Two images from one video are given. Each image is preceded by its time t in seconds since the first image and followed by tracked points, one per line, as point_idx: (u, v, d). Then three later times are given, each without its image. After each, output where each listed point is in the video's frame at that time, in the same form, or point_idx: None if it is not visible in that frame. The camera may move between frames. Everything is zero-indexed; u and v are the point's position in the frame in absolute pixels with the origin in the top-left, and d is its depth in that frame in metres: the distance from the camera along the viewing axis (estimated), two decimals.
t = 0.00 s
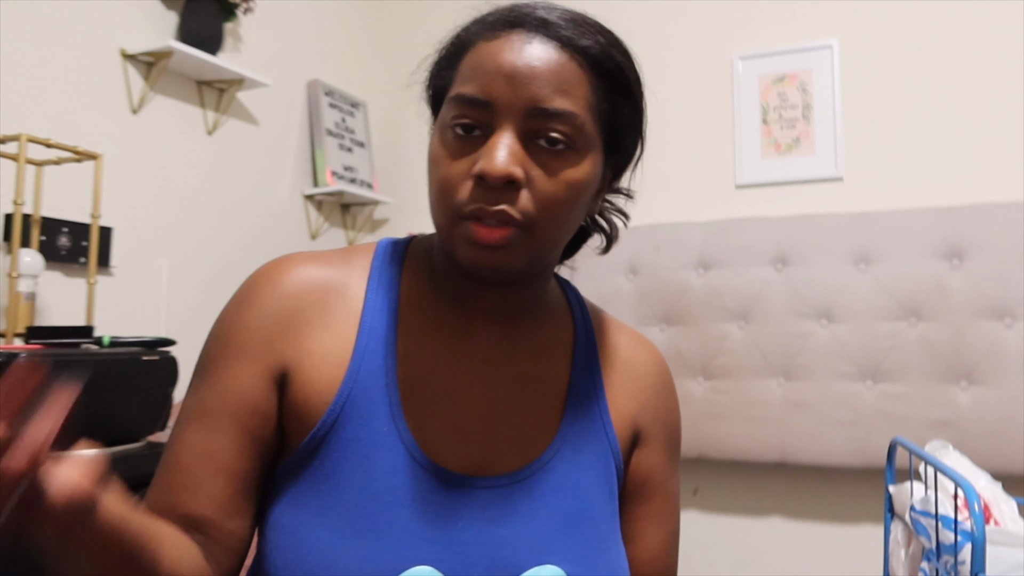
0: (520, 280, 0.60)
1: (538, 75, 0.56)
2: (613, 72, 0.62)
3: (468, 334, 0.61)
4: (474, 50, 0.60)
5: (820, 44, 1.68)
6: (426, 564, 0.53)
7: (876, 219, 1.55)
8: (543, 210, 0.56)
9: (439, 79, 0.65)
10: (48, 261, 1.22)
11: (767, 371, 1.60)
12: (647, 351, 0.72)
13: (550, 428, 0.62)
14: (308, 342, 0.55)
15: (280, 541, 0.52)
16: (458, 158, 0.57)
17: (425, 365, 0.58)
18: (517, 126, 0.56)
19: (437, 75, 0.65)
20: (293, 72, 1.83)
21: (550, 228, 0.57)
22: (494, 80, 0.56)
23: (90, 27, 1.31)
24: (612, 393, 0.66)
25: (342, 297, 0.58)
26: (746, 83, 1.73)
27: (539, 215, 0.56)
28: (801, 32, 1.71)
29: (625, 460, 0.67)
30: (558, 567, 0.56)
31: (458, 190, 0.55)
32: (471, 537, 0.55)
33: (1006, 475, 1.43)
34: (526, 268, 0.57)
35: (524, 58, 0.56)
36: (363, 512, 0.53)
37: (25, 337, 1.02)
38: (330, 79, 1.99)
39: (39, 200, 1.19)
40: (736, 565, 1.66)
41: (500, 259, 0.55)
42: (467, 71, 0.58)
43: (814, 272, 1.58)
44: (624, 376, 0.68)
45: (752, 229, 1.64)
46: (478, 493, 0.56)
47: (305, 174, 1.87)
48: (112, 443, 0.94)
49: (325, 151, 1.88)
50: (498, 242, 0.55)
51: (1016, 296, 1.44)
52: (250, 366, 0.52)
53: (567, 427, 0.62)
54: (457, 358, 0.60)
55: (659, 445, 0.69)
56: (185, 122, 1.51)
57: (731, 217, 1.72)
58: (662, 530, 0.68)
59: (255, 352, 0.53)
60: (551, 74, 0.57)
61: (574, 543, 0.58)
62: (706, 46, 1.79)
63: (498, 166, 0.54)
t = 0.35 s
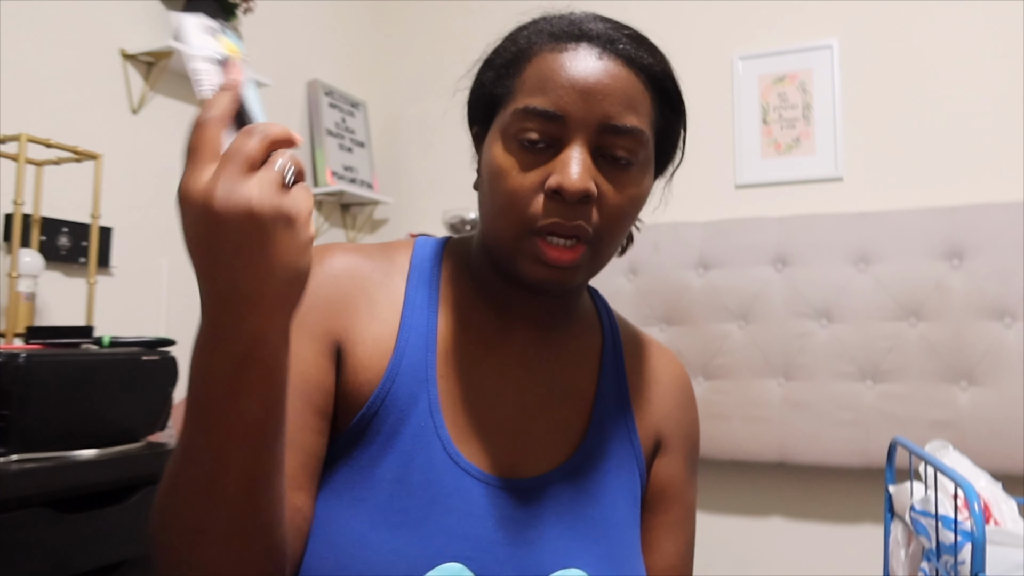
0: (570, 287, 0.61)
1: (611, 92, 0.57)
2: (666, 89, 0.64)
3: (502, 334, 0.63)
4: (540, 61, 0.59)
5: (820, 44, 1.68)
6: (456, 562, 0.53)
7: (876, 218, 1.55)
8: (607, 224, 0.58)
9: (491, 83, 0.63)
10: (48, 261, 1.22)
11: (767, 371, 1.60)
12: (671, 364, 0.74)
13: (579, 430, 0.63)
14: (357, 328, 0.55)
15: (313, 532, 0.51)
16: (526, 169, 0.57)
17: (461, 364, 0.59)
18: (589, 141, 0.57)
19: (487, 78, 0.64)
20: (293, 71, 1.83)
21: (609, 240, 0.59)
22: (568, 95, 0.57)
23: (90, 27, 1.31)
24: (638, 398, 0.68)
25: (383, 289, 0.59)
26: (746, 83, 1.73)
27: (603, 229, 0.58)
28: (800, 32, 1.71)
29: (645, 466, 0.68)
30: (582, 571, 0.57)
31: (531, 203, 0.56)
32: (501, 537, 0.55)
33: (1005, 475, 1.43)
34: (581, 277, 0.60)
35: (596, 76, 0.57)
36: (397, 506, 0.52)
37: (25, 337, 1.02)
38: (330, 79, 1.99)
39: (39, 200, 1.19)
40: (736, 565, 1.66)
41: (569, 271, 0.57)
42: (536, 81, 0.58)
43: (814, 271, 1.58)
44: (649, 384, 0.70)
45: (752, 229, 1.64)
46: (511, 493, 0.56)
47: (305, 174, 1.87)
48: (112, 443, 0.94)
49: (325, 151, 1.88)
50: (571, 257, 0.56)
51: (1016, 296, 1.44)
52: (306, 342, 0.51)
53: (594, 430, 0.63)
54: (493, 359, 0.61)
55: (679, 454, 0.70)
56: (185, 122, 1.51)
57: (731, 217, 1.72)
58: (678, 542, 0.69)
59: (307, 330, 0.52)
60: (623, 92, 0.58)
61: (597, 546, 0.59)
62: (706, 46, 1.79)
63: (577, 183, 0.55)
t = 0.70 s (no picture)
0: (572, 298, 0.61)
1: (629, 119, 0.55)
2: (677, 106, 0.62)
3: (502, 335, 0.63)
4: (556, 79, 0.56)
5: (820, 44, 1.68)
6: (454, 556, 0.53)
7: (877, 218, 1.55)
8: (616, 247, 0.58)
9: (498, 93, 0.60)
10: (48, 261, 1.22)
11: (767, 371, 1.60)
12: (672, 359, 0.72)
13: (577, 425, 0.63)
14: (348, 337, 0.57)
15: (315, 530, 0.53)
16: (537, 195, 0.55)
17: (455, 363, 0.60)
18: (604, 169, 0.55)
19: (496, 86, 0.60)
20: (293, 71, 1.83)
21: (616, 260, 0.59)
22: (585, 120, 0.54)
23: (90, 27, 1.31)
24: (637, 393, 0.67)
25: (378, 293, 0.60)
26: (746, 83, 1.73)
27: (611, 252, 0.58)
28: (800, 32, 1.71)
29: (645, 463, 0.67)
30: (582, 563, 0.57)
31: (541, 231, 0.55)
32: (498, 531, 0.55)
33: (1006, 475, 1.43)
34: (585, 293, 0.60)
35: (615, 102, 0.54)
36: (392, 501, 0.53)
37: (25, 337, 1.02)
38: (330, 79, 1.99)
39: (39, 200, 1.19)
40: (736, 565, 1.66)
41: (574, 292, 0.58)
42: (551, 103, 0.55)
43: (814, 272, 1.58)
44: (647, 379, 0.69)
45: (752, 229, 1.64)
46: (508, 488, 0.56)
47: (305, 174, 1.87)
48: (112, 442, 0.95)
49: (325, 152, 1.88)
50: (576, 280, 0.57)
51: (1017, 296, 1.44)
52: (297, 362, 0.55)
53: (591, 426, 0.63)
54: (487, 357, 0.62)
55: (681, 450, 0.69)
56: (185, 122, 1.51)
57: (731, 217, 1.72)
58: (684, 539, 0.67)
59: (297, 352, 0.55)
60: (641, 117, 0.56)
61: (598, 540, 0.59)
62: (706, 46, 1.79)
63: (588, 216, 0.54)
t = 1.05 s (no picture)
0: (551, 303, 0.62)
1: (609, 141, 0.54)
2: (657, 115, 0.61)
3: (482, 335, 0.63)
4: (538, 100, 0.54)
5: (820, 44, 1.68)
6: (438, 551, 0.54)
7: (877, 218, 1.55)
8: (594, 259, 0.59)
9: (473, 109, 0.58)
10: (48, 261, 1.22)
11: (767, 371, 1.60)
12: (649, 349, 0.72)
13: (556, 422, 0.63)
14: (331, 340, 0.56)
15: (296, 530, 0.53)
16: (518, 216, 0.55)
17: (433, 362, 0.60)
18: (582, 189, 0.56)
19: (471, 103, 0.58)
20: (293, 71, 1.83)
21: (594, 270, 0.60)
22: (565, 145, 0.54)
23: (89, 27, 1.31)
24: (616, 388, 0.67)
25: (358, 294, 0.59)
26: (746, 83, 1.74)
27: (589, 263, 0.59)
28: (800, 31, 1.71)
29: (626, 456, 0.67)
30: (563, 555, 0.58)
31: (522, 248, 0.56)
32: (479, 526, 0.56)
33: (1006, 475, 1.43)
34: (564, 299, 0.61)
35: (597, 127, 0.53)
36: (374, 500, 0.54)
37: (25, 337, 1.02)
38: (330, 79, 1.98)
39: (39, 200, 1.19)
40: (736, 565, 1.66)
41: (554, 303, 0.59)
42: (530, 125, 0.54)
43: (814, 272, 1.58)
44: (626, 373, 0.68)
45: (752, 229, 1.64)
46: (486, 483, 0.57)
47: (305, 174, 1.87)
48: (111, 443, 0.94)
49: (324, 151, 1.88)
50: (556, 293, 0.58)
51: (1016, 296, 1.44)
52: (282, 365, 0.53)
53: (571, 422, 0.63)
54: (466, 356, 0.62)
55: (663, 442, 0.68)
56: (186, 122, 1.51)
57: (731, 216, 1.72)
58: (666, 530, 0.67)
59: (281, 356, 0.54)
60: (622, 138, 0.55)
61: (577, 531, 0.60)
62: (706, 46, 1.79)
63: (570, 237, 0.55)
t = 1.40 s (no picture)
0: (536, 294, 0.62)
1: (581, 124, 0.55)
2: (635, 105, 0.61)
3: (472, 333, 0.63)
4: (512, 84, 0.56)
5: (820, 44, 1.68)
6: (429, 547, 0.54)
7: (877, 218, 1.55)
8: (572, 246, 0.59)
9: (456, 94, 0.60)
10: (48, 261, 1.22)
11: (767, 371, 1.60)
12: (641, 346, 0.72)
13: (547, 420, 0.63)
14: (320, 340, 0.56)
15: (288, 527, 0.53)
16: (493, 198, 0.56)
17: (423, 361, 0.60)
18: (556, 173, 0.56)
19: (453, 90, 0.60)
20: (293, 71, 1.83)
21: (576, 259, 0.60)
22: (538, 126, 0.54)
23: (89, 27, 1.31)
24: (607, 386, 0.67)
25: (347, 296, 0.59)
26: (746, 83, 1.74)
27: (569, 250, 0.59)
28: (800, 32, 1.71)
29: (620, 453, 0.67)
30: (558, 550, 0.57)
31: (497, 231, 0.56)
32: (471, 521, 0.55)
33: (1006, 475, 1.43)
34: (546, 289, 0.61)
35: (566, 108, 0.54)
36: (366, 496, 0.54)
37: (25, 337, 1.02)
38: (330, 79, 1.98)
39: (39, 200, 1.19)
40: (736, 565, 1.66)
41: (533, 290, 0.59)
42: (506, 107, 0.55)
43: (814, 272, 1.58)
44: (618, 370, 0.68)
45: (752, 229, 1.64)
46: (477, 480, 0.57)
47: (305, 174, 1.87)
48: (111, 443, 0.94)
49: (324, 151, 1.88)
50: (534, 279, 0.58)
51: (1016, 296, 1.44)
52: (274, 367, 0.54)
53: (562, 420, 0.63)
54: (457, 355, 0.62)
55: (655, 438, 0.68)
56: (186, 122, 1.51)
57: (731, 217, 1.72)
58: (660, 524, 0.67)
59: (272, 355, 0.54)
60: (595, 121, 0.56)
61: (571, 527, 0.59)
62: (706, 46, 1.79)
63: (543, 217, 0.55)
